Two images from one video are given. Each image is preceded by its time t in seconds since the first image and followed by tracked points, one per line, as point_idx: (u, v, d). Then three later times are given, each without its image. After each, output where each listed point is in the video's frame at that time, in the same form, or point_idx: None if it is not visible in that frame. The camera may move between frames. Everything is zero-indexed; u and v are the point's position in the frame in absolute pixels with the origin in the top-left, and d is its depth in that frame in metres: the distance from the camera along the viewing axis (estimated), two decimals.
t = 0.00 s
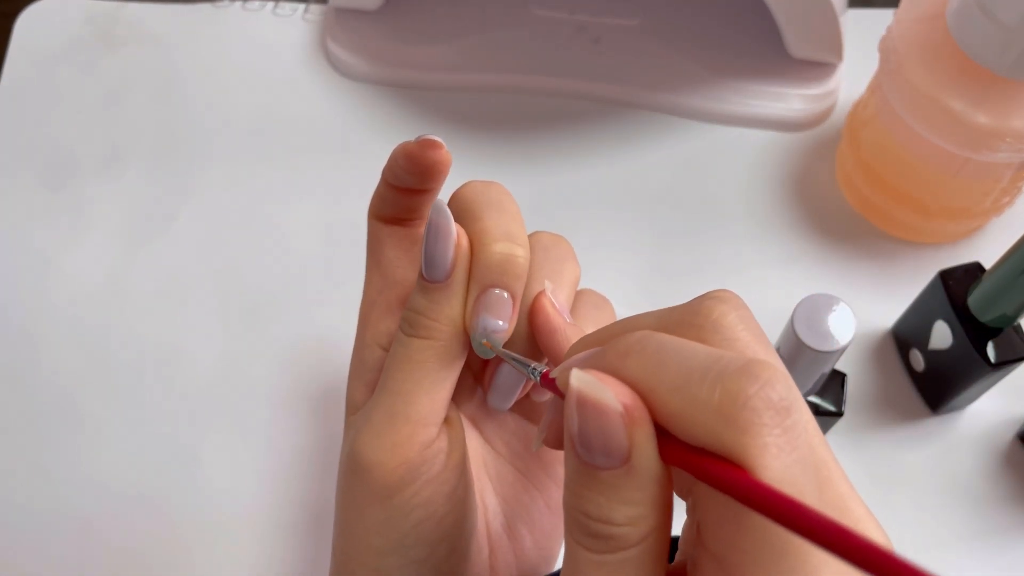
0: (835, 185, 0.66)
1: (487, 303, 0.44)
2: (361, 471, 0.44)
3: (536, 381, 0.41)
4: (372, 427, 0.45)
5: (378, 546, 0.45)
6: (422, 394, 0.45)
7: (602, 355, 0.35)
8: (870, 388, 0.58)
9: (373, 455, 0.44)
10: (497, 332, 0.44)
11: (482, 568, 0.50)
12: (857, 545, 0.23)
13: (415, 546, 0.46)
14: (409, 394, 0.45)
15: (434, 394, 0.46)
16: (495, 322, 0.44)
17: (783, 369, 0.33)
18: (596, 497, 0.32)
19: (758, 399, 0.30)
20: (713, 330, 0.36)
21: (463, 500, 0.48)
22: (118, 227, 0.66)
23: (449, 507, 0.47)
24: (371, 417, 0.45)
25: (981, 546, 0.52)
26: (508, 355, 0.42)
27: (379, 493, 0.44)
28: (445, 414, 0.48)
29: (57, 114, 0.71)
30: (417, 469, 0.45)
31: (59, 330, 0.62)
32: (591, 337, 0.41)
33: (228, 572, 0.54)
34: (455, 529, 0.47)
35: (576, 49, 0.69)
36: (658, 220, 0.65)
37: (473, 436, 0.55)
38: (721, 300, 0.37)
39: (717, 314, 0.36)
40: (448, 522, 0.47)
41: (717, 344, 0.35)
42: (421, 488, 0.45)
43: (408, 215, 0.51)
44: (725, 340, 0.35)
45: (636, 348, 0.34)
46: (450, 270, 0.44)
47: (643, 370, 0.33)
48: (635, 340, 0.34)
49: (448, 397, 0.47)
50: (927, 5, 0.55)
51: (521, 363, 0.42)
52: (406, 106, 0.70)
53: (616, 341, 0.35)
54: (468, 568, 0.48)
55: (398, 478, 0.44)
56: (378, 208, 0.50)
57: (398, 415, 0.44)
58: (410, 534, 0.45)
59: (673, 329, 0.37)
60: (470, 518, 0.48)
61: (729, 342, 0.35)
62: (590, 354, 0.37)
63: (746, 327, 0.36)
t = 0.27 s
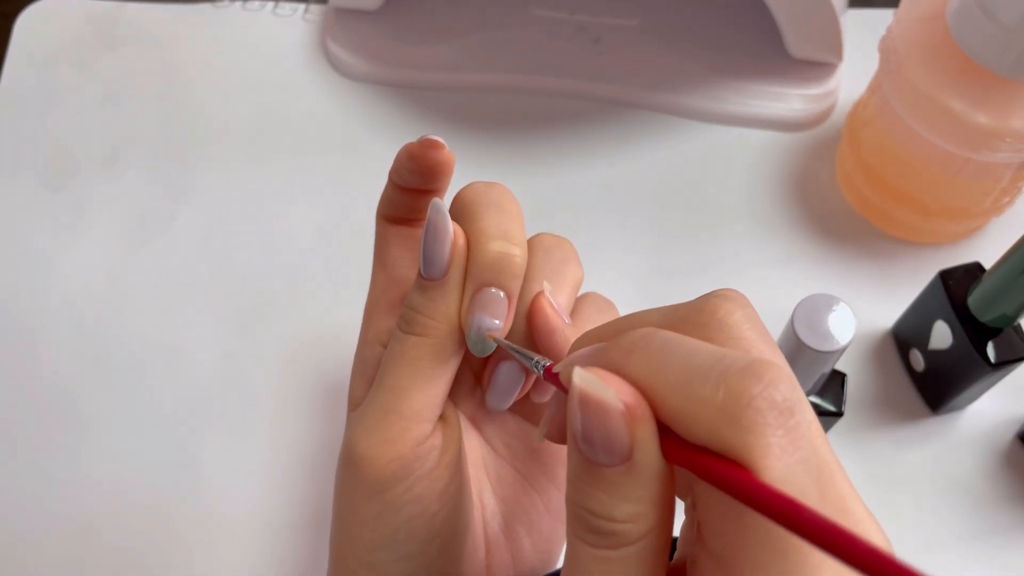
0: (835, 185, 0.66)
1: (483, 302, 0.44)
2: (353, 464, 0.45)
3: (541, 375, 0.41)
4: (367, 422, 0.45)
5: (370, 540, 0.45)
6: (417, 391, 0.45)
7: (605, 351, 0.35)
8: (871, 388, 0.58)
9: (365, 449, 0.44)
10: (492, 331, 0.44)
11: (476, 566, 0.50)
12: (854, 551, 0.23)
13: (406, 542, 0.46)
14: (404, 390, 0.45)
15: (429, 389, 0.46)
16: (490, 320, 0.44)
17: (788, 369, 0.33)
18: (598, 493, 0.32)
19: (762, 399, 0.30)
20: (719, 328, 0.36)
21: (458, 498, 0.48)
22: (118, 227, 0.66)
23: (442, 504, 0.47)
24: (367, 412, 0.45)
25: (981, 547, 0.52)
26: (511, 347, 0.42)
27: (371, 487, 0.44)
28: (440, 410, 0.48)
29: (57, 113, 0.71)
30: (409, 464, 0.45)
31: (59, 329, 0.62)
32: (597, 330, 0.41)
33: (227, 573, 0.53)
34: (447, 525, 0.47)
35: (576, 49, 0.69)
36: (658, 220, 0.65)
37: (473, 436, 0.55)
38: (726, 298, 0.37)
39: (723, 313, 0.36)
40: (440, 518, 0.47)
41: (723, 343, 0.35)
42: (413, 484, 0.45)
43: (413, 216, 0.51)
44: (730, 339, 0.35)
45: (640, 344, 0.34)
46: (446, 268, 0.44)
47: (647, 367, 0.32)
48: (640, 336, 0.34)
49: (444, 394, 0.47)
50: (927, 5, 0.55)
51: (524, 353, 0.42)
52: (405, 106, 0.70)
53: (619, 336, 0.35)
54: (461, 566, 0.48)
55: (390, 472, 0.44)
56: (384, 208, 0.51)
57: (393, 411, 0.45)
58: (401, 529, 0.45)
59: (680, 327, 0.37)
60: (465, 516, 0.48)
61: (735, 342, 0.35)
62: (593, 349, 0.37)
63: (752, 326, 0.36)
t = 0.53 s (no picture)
0: (835, 185, 0.66)
1: (477, 302, 0.44)
2: (347, 462, 0.44)
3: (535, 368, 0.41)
4: (362, 420, 0.45)
5: (364, 538, 0.45)
6: (411, 389, 0.45)
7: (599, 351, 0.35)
8: (871, 388, 0.58)
9: (360, 447, 0.44)
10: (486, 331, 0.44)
11: (471, 566, 0.50)
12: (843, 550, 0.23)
13: (400, 541, 0.45)
14: (398, 388, 0.45)
15: (423, 388, 0.45)
16: (485, 320, 0.44)
17: (779, 368, 0.33)
18: (590, 491, 0.32)
19: (750, 396, 0.30)
20: (711, 329, 0.36)
21: (452, 497, 0.48)
22: (119, 227, 0.66)
23: (436, 502, 0.46)
24: (362, 411, 0.45)
25: (981, 547, 0.52)
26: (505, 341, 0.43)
27: (365, 486, 0.44)
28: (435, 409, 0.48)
29: (57, 113, 0.71)
30: (404, 462, 0.44)
31: (58, 329, 0.62)
32: (590, 328, 0.41)
33: (227, 572, 0.54)
34: (442, 525, 0.47)
35: (577, 49, 0.69)
36: (659, 220, 0.65)
37: (470, 436, 0.55)
38: (720, 297, 0.37)
39: (717, 312, 0.36)
40: (435, 518, 0.46)
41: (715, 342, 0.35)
42: (407, 482, 0.45)
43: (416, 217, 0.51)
44: (723, 339, 0.35)
45: (632, 341, 0.34)
46: (440, 268, 0.44)
47: (638, 364, 0.33)
48: (632, 335, 0.34)
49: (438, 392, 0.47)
50: (927, 6, 0.55)
51: (516, 346, 0.42)
52: (406, 106, 0.70)
53: (612, 335, 0.36)
54: (455, 566, 0.48)
55: (384, 471, 0.44)
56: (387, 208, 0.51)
57: (387, 409, 0.45)
58: (395, 528, 0.45)
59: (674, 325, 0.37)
60: (460, 515, 0.48)
61: (727, 342, 0.35)
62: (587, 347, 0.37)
63: (745, 323, 0.36)
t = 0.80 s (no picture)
0: (835, 185, 0.66)
1: (472, 301, 0.44)
2: (342, 460, 0.44)
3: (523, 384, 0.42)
4: (358, 418, 0.45)
5: (359, 536, 0.45)
6: (405, 388, 0.45)
7: (588, 354, 0.36)
8: (871, 388, 0.58)
9: (354, 445, 0.44)
10: (481, 330, 0.44)
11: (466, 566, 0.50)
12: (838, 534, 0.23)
13: (394, 539, 0.45)
14: (392, 387, 0.45)
15: (417, 387, 0.45)
16: (480, 320, 0.44)
17: (766, 366, 0.33)
18: (580, 492, 0.32)
19: (738, 392, 0.30)
20: (696, 331, 0.36)
21: (446, 496, 0.48)
22: (119, 227, 0.66)
23: (430, 501, 0.46)
24: (357, 409, 0.45)
25: (981, 547, 0.52)
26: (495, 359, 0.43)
27: (360, 484, 0.44)
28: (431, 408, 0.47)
29: (57, 113, 0.71)
30: (399, 461, 0.44)
31: (59, 329, 0.62)
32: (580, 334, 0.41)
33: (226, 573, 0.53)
34: (435, 524, 0.47)
35: (577, 49, 0.69)
36: (659, 220, 0.65)
37: (468, 437, 0.54)
38: (704, 301, 0.37)
39: (701, 316, 0.36)
40: (429, 517, 0.46)
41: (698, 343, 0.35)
42: (401, 480, 0.45)
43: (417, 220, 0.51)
44: (706, 341, 0.35)
45: (621, 345, 0.34)
46: (436, 266, 0.44)
47: (627, 366, 0.33)
48: (620, 338, 0.35)
49: (433, 392, 0.47)
50: (927, 5, 0.55)
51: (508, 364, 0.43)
52: (406, 106, 0.70)
53: (600, 339, 0.36)
54: (449, 565, 0.48)
55: (379, 469, 0.44)
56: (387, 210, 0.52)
57: (381, 408, 0.44)
58: (388, 526, 0.45)
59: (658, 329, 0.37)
60: (454, 515, 0.48)
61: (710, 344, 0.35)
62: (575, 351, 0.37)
63: (729, 327, 0.36)
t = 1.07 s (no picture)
0: (835, 185, 0.66)
1: (467, 301, 0.44)
2: (338, 457, 0.44)
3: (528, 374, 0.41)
4: (354, 415, 0.45)
5: (354, 533, 0.45)
6: (403, 386, 0.45)
7: (593, 350, 0.35)
8: (871, 388, 0.58)
9: (349, 442, 0.44)
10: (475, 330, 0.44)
11: (463, 566, 0.50)
12: (834, 541, 0.23)
13: (388, 537, 0.46)
14: (389, 385, 0.45)
15: (415, 386, 0.45)
16: (474, 320, 0.44)
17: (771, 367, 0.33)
18: (580, 488, 0.32)
19: (742, 393, 0.30)
20: (704, 328, 0.36)
21: (443, 495, 0.48)
22: (119, 228, 0.66)
23: (426, 500, 0.46)
24: (353, 407, 0.46)
25: (981, 547, 0.52)
26: (500, 348, 0.43)
27: (354, 481, 0.44)
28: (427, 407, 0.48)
29: (57, 113, 0.71)
30: (393, 459, 0.44)
31: (59, 329, 0.62)
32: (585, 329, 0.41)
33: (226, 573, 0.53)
34: (431, 523, 0.47)
35: (577, 49, 0.69)
36: (659, 220, 0.65)
37: (468, 437, 0.54)
38: (712, 299, 0.37)
39: (709, 314, 0.36)
40: (424, 515, 0.46)
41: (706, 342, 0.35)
42: (396, 479, 0.45)
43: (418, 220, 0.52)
44: (714, 339, 0.35)
45: (627, 341, 0.34)
46: (433, 265, 0.44)
47: (632, 364, 0.33)
48: (626, 334, 0.35)
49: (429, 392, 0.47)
50: (927, 5, 0.55)
51: (511, 353, 0.43)
52: (406, 106, 0.70)
53: (606, 335, 0.36)
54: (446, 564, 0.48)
55: (373, 467, 0.44)
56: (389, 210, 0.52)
57: (376, 405, 0.45)
58: (382, 525, 0.45)
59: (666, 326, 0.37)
60: (451, 514, 0.48)
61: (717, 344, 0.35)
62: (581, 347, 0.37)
63: (736, 326, 0.36)
